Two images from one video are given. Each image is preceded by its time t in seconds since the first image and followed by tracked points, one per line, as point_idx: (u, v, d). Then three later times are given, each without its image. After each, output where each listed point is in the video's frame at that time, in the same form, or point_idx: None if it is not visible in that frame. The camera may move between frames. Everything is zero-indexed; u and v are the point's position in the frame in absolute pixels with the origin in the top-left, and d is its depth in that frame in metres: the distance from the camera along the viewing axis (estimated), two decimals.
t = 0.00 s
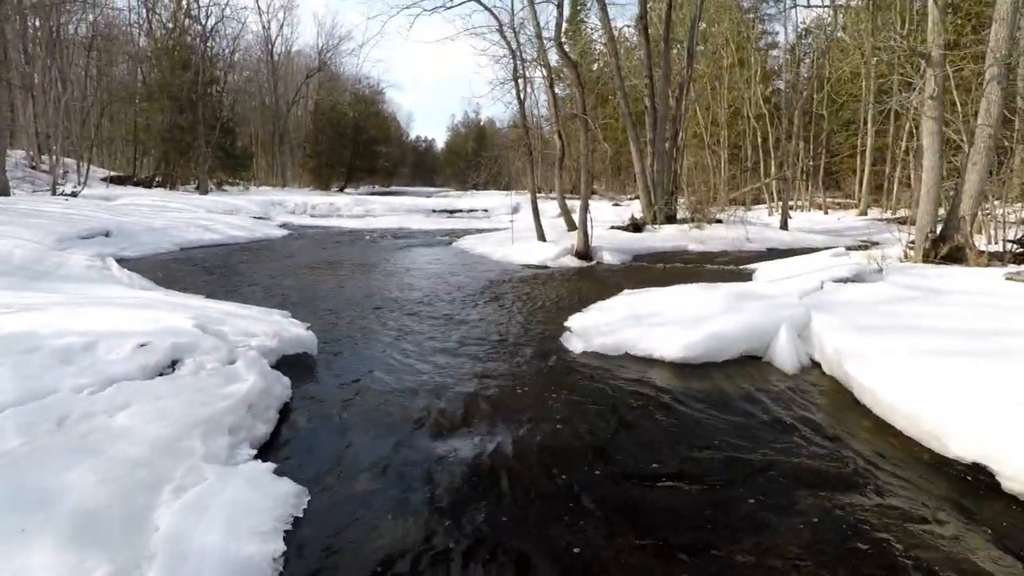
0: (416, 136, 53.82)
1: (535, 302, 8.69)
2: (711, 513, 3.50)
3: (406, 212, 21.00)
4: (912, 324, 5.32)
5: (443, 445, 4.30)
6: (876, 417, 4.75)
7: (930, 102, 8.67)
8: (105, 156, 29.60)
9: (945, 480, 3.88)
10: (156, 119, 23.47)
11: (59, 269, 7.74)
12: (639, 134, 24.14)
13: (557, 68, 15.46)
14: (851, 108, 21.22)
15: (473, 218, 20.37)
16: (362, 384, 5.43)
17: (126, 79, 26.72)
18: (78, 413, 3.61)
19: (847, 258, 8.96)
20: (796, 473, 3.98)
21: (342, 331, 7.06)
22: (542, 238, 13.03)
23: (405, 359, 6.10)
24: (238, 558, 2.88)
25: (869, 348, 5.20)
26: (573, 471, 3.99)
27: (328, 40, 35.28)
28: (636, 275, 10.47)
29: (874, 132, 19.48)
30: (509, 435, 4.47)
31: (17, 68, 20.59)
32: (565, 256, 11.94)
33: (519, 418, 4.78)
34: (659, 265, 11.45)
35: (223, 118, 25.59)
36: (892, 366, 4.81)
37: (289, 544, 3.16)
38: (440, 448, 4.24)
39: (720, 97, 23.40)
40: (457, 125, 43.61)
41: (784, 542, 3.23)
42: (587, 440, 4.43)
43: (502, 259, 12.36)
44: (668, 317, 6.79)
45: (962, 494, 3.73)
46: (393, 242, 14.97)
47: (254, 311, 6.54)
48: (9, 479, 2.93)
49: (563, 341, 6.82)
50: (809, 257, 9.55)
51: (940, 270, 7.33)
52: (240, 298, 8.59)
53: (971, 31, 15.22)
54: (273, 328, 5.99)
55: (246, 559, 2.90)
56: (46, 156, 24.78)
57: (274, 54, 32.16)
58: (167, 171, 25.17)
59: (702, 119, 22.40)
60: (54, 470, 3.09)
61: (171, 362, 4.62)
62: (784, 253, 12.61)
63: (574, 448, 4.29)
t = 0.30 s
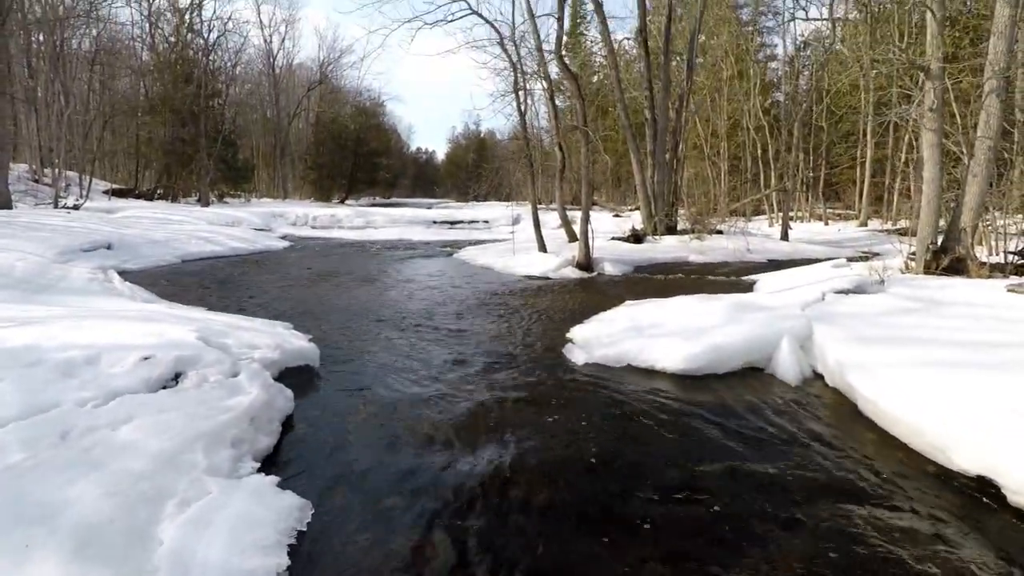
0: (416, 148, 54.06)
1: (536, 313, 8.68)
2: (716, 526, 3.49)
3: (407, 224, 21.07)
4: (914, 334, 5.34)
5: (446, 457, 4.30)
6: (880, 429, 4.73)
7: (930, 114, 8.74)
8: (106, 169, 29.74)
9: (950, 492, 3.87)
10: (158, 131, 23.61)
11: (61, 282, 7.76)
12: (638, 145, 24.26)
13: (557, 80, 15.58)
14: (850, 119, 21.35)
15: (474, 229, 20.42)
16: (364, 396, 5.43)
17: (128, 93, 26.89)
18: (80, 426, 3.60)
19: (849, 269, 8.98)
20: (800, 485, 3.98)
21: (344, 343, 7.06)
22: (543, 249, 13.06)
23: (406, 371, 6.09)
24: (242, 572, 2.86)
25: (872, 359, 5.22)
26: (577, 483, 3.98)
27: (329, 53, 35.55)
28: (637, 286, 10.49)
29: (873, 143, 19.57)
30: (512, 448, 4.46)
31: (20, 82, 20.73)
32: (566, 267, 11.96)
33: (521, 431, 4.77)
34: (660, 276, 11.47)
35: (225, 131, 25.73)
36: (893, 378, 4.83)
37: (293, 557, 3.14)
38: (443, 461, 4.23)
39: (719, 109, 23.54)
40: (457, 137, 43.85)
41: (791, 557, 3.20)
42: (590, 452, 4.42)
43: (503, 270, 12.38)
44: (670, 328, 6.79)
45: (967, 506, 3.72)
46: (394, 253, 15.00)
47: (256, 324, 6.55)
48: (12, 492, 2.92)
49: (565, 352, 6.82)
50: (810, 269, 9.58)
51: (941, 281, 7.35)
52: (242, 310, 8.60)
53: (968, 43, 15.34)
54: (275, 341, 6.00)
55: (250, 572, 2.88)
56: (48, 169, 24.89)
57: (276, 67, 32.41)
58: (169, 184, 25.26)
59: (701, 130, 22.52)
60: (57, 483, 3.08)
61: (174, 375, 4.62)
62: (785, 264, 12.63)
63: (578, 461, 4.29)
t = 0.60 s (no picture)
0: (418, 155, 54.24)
1: (538, 320, 8.69)
2: (719, 536, 3.48)
3: (409, 230, 21.11)
4: (918, 345, 5.34)
5: (449, 465, 4.29)
6: (882, 439, 4.73)
7: (931, 124, 8.78)
8: (109, 174, 29.85)
9: (953, 503, 3.86)
10: (161, 136, 23.70)
11: (63, 286, 7.77)
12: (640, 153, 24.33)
13: (559, 88, 15.66)
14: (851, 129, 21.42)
15: (476, 236, 20.46)
16: (367, 402, 5.43)
17: (132, 98, 27.04)
18: (83, 432, 3.60)
19: (851, 279, 8.98)
20: (804, 495, 3.97)
21: (346, 349, 7.06)
22: (545, 257, 13.08)
23: (408, 377, 6.09)
24: None
25: (876, 369, 5.20)
26: (579, 492, 3.97)
27: (332, 60, 35.76)
28: (639, 293, 10.49)
29: (874, 153, 19.61)
30: (514, 456, 4.45)
31: (25, 87, 20.87)
32: (568, 274, 11.97)
33: (524, 438, 4.76)
34: (661, 284, 11.47)
35: (227, 136, 25.82)
36: (895, 388, 4.83)
37: (295, 564, 3.13)
38: (445, 469, 4.22)
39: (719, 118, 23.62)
40: (459, 144, 43.96)
41: (793, 567, 3.20)
42: (593, 460, 4.41)
43: (504, 277, 12.40)
44: (672, 336, 6.79)
45: (970, 518, 3.71)
46: (396, 259, 15.03)
47: (259, 329, 6.56)
48: (15, 497, 2.92)
49: (567, 360, 6.82)
50: (812, 278, 9.59)
51: (943, 291, 7.36)
52: (244, 315, 8.61)
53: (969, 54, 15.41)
54: (278, 346, 6.01)
55: None
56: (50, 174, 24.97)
57: (279, 74, 32.57)
58: (171, 189, 25.34)
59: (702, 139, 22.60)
60: (58, 489, 3.07)
61: (176, 380, 4.62)
62: (786, 273, 12.64)
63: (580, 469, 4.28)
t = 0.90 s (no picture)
0: (418, 157, 54.29)
1: (539, 322, 8.68)
2: (722, 539, 3.48)
3: (409, 232, 21.13)
4: (920, 348, 5.34)
5: (451, 467, 4.30)
6: (885, 442, 4.73)
7: (933, 127, 8.79)
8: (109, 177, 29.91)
9: (956, 506, 3.86)
10: (162, 139, 23.74)
11: (65, 290, 7.78)
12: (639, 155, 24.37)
13: (560, 90, 15.69)
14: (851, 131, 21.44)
15: (476, 238, 20.48)
16: (368, 405, 5.44)
17: (132, 101, 27.09)
18: (85, 436, 3.60)
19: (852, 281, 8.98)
20: (806, 498, 3.96)
21: (347, 352, 7.07)
22: (546, 259, 13.11)
23: (410, 380, 6.10)
24: None
25: (879, 372, 5.20)
26: (580, 493, 3.98)
27: (332, 63, 35.78)
28: (640, 296, 10.50)
29: (875, 155, 19.62)
30: (515, 459, 4.45)
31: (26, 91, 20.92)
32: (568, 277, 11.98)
33: (524, 441, 4.76)
34: (662, 286, 11.48)
35: (228, 139, 25.86)
36: (898, 391, 4.82)
37: (298, 567, 3.13)
38: (447, 471, 4.23)
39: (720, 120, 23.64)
40: (459, 147, 43.97)
41: (796, 570, 3.19)
42: (594, 463, 4.42)
43: (505, 279, 12.41)
44: (674, 338, 6.80)
45: (972, 521, 3.70)
46: (396, 262, 15.04)
47: (261, 333, 6.56)
48: (16, 501, 2.91)
49: (569, 362, 6.83)
50: (813, 280, 9.59)
51: (945, 294, 7.35)
52: (246, 318, 8.62)
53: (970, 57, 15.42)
54: (279, 349, 6.01)
55: None
56: (50, 177, 25.01)
57: (280, 77, 32.64)
58: (171, 192, 25.39)
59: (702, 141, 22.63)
60: (60, 493, 3.06)
61: (178, 384, 4.62)
62: (786, 275, 12.66)
63: (581, 472, 4.28)
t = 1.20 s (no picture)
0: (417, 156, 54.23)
1: (540, 321, 8.68)
2: (725, 535, 3.48)
3: (409, 231, 21.13)
4: (922, 345, 5.34)
5: (453, 464, 4.30)
6: (886, 438, 4.74)
7: (933, 124, 8.78)
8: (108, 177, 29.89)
9: (958, 502, 3.86)
10: (161, 139, 23.72)
11: (65, 290, 7.78)
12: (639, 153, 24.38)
13: (559, 88, 15.67)
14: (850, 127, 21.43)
15: (476, 237, 20.48)
16: (370, 403, 5.43)
17: (131, 101, 27.07)
18: (88, 435, 3.60)
19: (853, 278, 8.98)
20: (809, 494, 3.97)
21: (348, 351, 7.07)
22: (546, 257, 13.10)
23: (411, 379, 6.10)
24: None
25: (881, 369, 5.20)
26: (583, 490, 3.99)
27: (331, 62, 35.76)
28: (640, 293, 10.49)
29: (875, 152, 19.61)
30: (517, 456, 4.46)
31: (24, 91, 20.90)
32: (569, 275, 11.97)
33: (527, 439, 4.76)
34: (662, 284, 11.48)
35: (226, 138, 25.83)
36: (899, 387, 4.82)
37: (302, 564, 3.13)
38: (449, 468, 4.24)
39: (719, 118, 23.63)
40: (458, 145, 43.93)
41: (798, 565, 3.20)
42: (596, 460, 4.42)
43: (505, 277, 12.41)
44: (675, 336, 6.80)
45: (974, 516, 3.71)
46: (396, 260, 15.03)
47: (262, 332, 6.55)
48: (19, 500, 2.91)
49: (570, 360, 6.83)
50: (814, 277, 9.59)
51: (946, 290, 7.35)
52: (246, 317, 8.62)
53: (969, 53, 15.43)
54: (281, 348, 6.01)
55: None
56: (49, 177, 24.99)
57: (278, 76, 32.59)
58: (171, 192, 25.38)
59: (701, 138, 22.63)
60: (63, 493, 3.05)
61: (180, 383, 4.62)
62: (786, 272, 12.66)
63: (583, 469, 4.28)
